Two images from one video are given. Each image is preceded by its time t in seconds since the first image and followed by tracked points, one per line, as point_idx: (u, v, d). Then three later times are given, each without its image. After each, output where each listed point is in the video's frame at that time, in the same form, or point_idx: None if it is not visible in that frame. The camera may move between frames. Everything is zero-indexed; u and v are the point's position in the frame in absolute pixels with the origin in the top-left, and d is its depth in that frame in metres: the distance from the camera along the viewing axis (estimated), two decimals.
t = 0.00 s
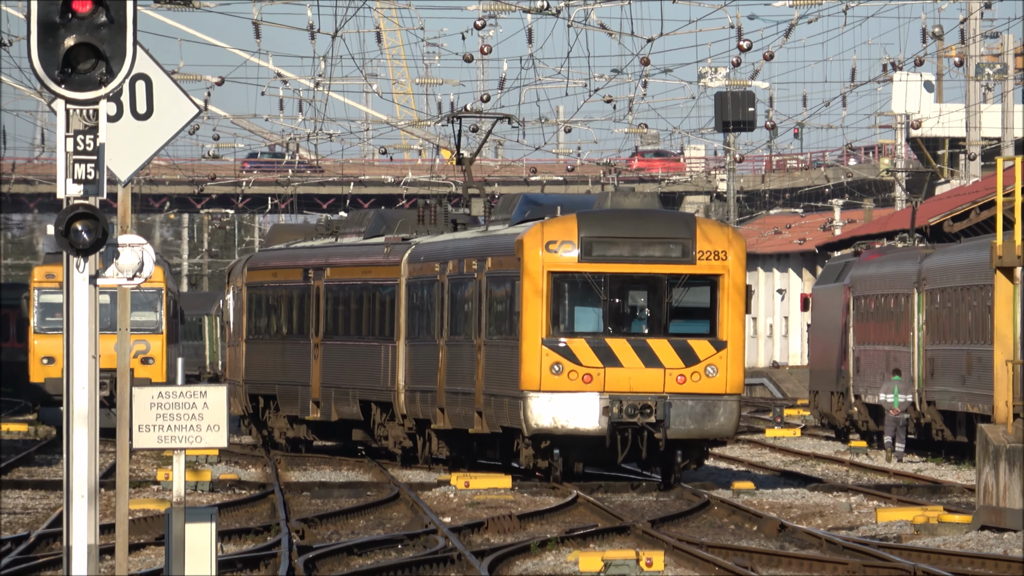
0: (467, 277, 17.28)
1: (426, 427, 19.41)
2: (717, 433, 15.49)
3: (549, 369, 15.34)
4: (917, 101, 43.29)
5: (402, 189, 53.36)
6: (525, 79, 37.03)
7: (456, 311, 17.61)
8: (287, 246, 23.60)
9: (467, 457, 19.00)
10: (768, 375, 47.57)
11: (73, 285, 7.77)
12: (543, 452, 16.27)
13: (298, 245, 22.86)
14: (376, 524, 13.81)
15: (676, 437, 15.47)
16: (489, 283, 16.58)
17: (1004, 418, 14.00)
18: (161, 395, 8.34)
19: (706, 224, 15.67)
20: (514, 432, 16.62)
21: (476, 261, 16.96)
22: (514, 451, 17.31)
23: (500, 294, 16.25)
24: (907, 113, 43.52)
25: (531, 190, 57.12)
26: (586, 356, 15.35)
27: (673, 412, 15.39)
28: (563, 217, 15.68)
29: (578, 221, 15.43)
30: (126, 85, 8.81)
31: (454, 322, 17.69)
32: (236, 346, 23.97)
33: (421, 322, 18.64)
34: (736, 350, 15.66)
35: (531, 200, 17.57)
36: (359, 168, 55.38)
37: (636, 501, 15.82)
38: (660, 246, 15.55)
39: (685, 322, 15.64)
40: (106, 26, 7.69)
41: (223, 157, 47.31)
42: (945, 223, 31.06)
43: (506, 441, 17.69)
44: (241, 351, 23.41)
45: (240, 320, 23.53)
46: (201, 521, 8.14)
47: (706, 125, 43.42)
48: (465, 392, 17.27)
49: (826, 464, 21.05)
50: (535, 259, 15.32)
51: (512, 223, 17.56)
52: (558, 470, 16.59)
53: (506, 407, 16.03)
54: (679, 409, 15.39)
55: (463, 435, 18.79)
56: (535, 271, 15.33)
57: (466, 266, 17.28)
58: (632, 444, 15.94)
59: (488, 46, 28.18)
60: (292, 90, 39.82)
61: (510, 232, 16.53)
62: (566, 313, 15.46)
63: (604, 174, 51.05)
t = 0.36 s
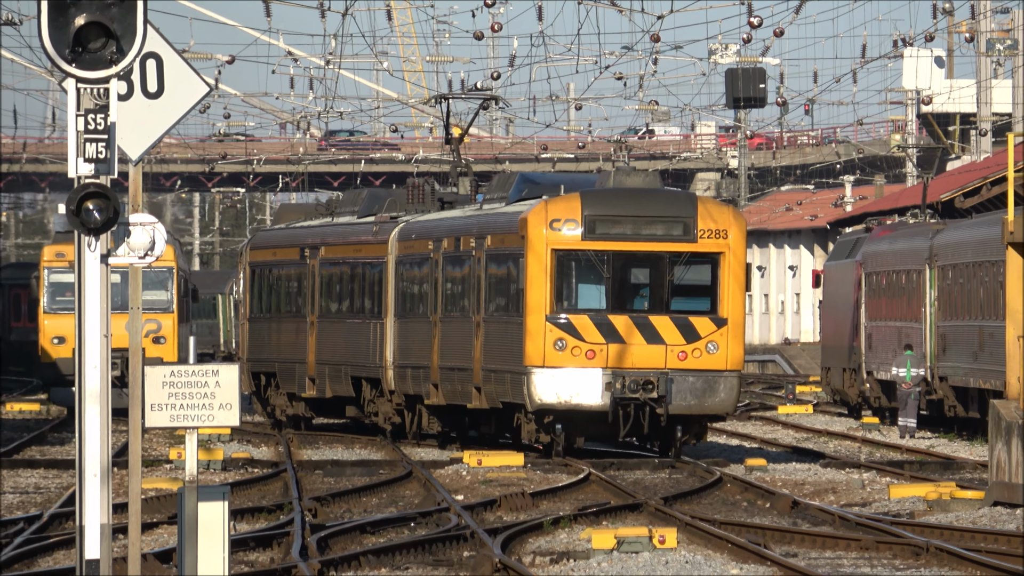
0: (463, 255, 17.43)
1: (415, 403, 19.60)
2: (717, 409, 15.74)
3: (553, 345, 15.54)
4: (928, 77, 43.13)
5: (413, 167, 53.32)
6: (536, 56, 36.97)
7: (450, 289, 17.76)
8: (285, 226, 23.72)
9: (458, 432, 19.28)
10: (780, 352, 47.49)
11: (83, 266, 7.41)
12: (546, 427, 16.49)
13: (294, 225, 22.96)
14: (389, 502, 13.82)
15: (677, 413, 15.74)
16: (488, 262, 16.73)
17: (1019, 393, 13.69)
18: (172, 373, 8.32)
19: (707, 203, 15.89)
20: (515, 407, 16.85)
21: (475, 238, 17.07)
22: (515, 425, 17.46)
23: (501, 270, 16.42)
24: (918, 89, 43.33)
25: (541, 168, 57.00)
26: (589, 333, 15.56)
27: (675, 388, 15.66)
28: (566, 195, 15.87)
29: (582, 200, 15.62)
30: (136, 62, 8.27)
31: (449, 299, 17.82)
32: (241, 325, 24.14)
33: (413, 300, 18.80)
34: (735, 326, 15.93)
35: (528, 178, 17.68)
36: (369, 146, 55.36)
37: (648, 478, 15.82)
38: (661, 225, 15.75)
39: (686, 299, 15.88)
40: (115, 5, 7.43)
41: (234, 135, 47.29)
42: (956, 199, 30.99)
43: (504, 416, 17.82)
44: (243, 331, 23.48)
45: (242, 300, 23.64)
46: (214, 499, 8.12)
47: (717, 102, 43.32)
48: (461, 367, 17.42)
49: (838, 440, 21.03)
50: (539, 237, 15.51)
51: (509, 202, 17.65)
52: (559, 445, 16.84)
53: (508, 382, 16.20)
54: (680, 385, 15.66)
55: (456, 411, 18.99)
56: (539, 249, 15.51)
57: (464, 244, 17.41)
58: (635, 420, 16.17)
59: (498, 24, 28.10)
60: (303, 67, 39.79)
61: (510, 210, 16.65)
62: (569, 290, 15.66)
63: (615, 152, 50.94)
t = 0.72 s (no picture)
0: (450, 240, 17.57)
1: (397, 384, 19.69)
2: (709, 390, 15.85)
3: (548, 328, 15.74)
4: (933, 57, 43.01)
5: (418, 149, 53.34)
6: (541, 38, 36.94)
7: (434, 273, 17.91)
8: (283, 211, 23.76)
9: (442, 412, 19.48)
10: (786, 334, 47.47)
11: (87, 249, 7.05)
12: (540, 409, 16.58)
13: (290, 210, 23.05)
14: (395, 484, 13.83)
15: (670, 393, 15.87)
16: (478, 245, 16.93)
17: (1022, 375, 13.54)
18: (178, 356, 8.29)
19: (698, 187, 15.94)
20: (508, 389, 17.00)
21: (463, 223, 17.24)
22: (506, 407, 17.58)
23: (492, 253, 16.60)
24: (923, 70, 43.17)
25: (546, 151, 56.93)
26: (583, 316, 15.72)
27: (667, 369, 15.78)
28: (561, 180, 16.04)
29: (576, 185, 15.78)
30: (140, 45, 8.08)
31: (434, 282, 17.94)
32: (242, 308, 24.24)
33: (392, 283, 18.96)
34: (727, 309, 15.97)
35: (515, 164, 17.76)
36: (374, 128, 55.35)
37: (653, 460, 15.82)
38: (654, 209, 15.84)
39: (679, 283, 15.95)
40: None
41: (240, 118, 47.32)
42: (961, 179, 30.94)
43: (493, 398, 17.92)
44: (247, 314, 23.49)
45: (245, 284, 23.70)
46: (219, 484, 8.11)
47: (722, 84, 43.25)
48: (449, 350, 17.56)
49: (844, 421, 21.02)
50: (533, 222, 15.70)
51: (497, 186, 17.74)
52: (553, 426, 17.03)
53: (500, 365, 16.42)
54: (672, 366, 15.78)
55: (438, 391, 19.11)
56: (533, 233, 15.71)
57: (450, 228, 17.57)
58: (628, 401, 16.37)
59: (502, 7, 28.06)
60: (307, 50, 39.79)
61: (501, 194, 16.85)
62: (564, 274, 15.84)
63: (619, 134, 50.87)
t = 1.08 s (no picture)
0: (441, 225, 17.65)
1: (385, 367, 19.91)
2: (704, 371, 16.07)
3: (545, 312, 15.83)
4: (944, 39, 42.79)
5: (429, 133, 53.24)
6: (551, 22, 36.81)
7: (424, 258, 18.03)
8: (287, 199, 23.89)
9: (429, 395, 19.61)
10: (797, 317, 47.42)
11: (97, 234, 7.04)
12: (537, 391, 16.77)
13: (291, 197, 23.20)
14: (406, 469, 13.83)
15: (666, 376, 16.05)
16: (472, 228, 16.98)
17: None
18: (189, 341, 8.29)
19: (693, 172, 16.13)
20: (503, 371, 17.11)
21: (457, 207, 17.26)
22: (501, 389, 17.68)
23: (486, 237, 16.66)
24: (933, 52, 43.02)
25: (557, 134, 56.87)
26: (580, 299, 15.85)
27: (664, 351, 15.97)
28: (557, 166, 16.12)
29: (572, 170, 15.88)
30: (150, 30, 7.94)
31: (426, 267, 18.03)
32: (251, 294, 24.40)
33: (379, 268, 19.15)
34: (721, 292, 16.18)
35: (507, 149, 17.87)
36: (385, 112, 55.26)
37: (665, 444, 15.79)
38: (649, 194, 16.00)
39: (674, 266, 16.14)
40: None
41: (251, 103, 47.30)
42: (972, 161, 30.84)
43: (487, 380, 18.05)
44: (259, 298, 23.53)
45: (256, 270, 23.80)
46: (231, 468, 8.15)
47: (732, 66, 43.10)
48: (441, 334, 17.66)
49: (855, 405, 20.97)
50: (531, 207, 15.77)
51: (489, 171, 17.78)
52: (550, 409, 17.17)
53: (496, 348, 16.51)
54: (668, 349, 15.97)
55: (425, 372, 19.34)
56: (531, 218, 15.78)
57: (442, 213, 17.63)
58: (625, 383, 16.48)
59: None
60: (318, 35, 39.73)
61: (496, 179, 16.93)
62: (560, 259, 15.94)
63: (630, 117, 50.79)
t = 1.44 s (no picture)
0: (424, 221, 17.87)
1: (364, 363, 20.26)
2: (688, 365, 16.34)
3: (531, 308, 16.06)
4: (945, 35, 42.77)
5: (430, 129, 53.29)
6: (552, 18, 36.83)
7: (405, 252, 18.28)
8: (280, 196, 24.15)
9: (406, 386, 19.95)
10: (798, 312, 47.43)
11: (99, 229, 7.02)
12: (523, 386, 16.91)
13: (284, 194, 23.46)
14: (408, 465, 13.83)
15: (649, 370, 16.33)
16: (455, 225, 17.23)
17: None
18: (191, 337, 8.29)
19: (675, 169, 16.35)
20: (488, 366, 17.31)
21: (440, 204, 17.50)
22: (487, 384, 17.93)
23: (470, 233, 16.95)
24: (934, 48, 43.03)
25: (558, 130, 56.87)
26: (565, 295, 16.08)
27: (647, 346, 16.22)
28: (541, 164, 16.37)
29: (556, 168, 16.13)
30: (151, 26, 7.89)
31: (406, 263, 18.29)
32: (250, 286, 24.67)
33: (358, 264, 19.41)
34: (704, 287, 16.41)
35: (488, 147, 17.90)
36: (386, 108, 55.28)
37: (666, 440, 15.80)
38: (633, 191, 16.22)
39: (657, 262, 16.36)
40: None
41: (252, 99, 47.33)
42: (973, 157, 30.84)
43: (468, 374, 18.36)
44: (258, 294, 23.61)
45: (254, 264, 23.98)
46: (233, 464, 8.16)
47: (733, 61, 43.09)
48: (424, 330, 17.94)
49: (857, 400, 20.96)
50: (516, 205, 16.01)
51: (469, 170, 17.85)
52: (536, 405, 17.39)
53: (481, 343, 16.80)
54: (651, 344, 16.23)
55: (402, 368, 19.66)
56: (517, 216, 16.02)
57: (424, 210, 17.89)
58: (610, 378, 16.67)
59: None
60: (319, 30, 39.77)
61: (482, 176, 17.07)
62: (545, 255, 16.18)
63: (631, 112, 50.78)
